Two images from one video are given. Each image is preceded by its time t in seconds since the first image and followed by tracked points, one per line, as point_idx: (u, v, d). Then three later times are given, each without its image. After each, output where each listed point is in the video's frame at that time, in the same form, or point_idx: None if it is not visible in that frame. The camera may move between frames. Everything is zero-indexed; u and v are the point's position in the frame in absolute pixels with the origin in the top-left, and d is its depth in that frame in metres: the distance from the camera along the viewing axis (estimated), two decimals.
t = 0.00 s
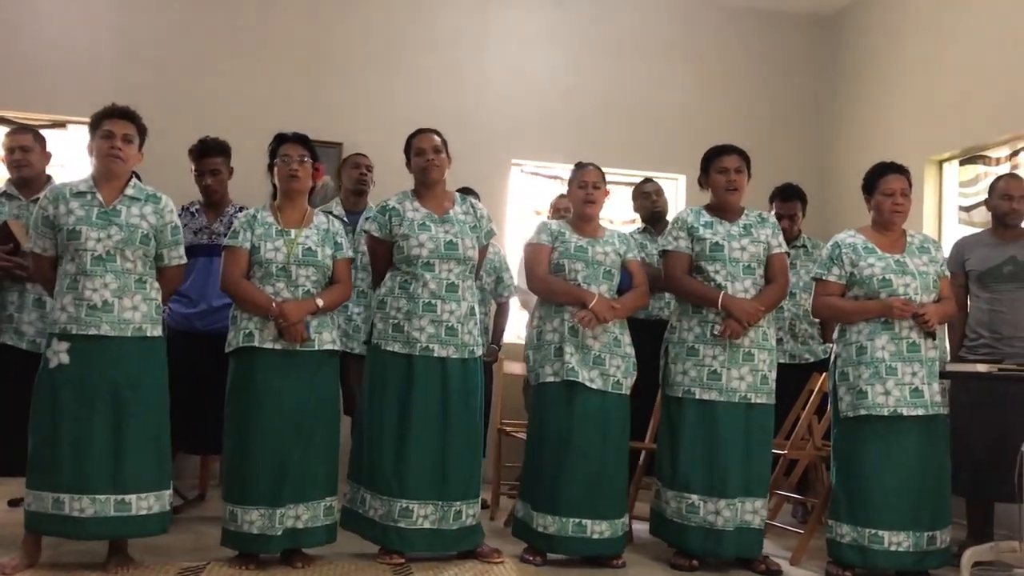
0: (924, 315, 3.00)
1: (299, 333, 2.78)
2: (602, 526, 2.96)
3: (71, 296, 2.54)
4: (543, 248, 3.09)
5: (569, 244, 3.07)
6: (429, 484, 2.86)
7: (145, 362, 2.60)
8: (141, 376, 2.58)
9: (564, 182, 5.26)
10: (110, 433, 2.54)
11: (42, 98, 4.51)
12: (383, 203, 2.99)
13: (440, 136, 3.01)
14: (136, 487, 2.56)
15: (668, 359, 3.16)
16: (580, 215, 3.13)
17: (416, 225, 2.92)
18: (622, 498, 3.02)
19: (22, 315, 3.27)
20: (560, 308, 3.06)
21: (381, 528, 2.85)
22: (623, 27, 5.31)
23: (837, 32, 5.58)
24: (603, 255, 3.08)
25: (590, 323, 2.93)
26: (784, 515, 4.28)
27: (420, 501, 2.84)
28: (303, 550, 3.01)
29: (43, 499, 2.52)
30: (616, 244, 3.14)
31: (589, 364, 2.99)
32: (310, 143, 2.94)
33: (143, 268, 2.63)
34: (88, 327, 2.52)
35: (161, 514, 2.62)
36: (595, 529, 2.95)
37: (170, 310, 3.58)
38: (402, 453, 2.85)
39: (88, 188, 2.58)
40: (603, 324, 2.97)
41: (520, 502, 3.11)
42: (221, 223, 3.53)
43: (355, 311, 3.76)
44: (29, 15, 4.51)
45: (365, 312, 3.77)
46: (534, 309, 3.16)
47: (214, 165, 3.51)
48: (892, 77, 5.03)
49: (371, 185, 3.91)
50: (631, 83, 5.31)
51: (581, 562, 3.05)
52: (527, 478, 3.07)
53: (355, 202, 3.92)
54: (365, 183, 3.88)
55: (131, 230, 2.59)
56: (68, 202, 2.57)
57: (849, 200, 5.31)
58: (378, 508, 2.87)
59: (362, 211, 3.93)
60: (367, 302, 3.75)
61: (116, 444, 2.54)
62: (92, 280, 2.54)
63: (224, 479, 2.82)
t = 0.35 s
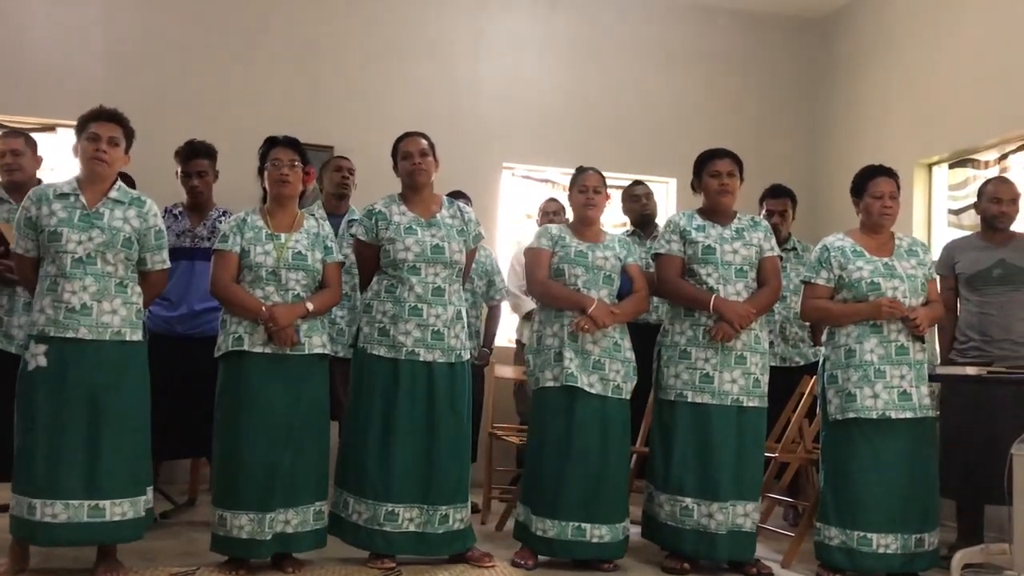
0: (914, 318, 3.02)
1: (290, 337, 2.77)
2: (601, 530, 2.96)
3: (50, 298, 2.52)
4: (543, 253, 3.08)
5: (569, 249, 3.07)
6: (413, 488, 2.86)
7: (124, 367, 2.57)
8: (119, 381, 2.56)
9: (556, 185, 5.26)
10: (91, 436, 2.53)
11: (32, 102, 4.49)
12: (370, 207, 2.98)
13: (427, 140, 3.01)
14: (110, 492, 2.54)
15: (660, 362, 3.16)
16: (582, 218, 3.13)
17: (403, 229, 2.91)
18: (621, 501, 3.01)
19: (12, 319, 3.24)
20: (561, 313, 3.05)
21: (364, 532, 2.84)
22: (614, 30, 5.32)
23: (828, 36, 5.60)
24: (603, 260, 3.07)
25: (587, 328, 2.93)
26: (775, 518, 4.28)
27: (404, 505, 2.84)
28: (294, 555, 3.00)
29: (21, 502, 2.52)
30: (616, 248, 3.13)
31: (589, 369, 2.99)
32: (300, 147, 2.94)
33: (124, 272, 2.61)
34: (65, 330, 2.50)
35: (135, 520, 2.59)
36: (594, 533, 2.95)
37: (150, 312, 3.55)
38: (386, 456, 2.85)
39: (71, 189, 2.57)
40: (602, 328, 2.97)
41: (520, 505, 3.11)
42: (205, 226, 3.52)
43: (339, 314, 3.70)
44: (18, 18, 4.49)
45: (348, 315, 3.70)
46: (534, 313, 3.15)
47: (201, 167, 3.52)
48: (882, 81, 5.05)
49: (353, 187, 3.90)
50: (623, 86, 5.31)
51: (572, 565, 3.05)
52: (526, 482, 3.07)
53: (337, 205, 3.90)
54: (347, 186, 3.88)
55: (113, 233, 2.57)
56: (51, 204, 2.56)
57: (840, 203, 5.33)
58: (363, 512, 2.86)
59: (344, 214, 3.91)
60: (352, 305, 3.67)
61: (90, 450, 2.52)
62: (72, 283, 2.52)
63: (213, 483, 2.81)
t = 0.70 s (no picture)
0: (904, 317, 3.02)
1: (279, 337, 2.76)
2: (599, 531, 2.96)
3: (25, 298, 2.51)
4: (541, 253, 3.08)
5: (566, 250, 3.07)
6: (402, 488, 2.86)
7: (100, 370, 2.57)
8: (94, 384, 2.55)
9: (546, 186, 5.26)
10: (70, 439, 2.52)
11: (19, 103, 4.47)
12: (360, 207, 2.98)
13: (417, 140, 3.01)
14: (80, 496, 2.52)
15: (651, 362, 3.16)
16: (578, 218, 3.13)
17: (392, 229, 2.91)
18: (619, 503, 3.00)
19: None
20: (557, 314, 3.04)
21: (355, 534, 2.83)
22: (604, 30, 5.33)
23: (817, 36, 5.61)
24: (600, 261, 3.07)
25: (586, 328, 2.93)
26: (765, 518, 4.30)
27: (394, 505, 2.84)
28: (285, 557, 2.99)
29: None
30: (613, 250, 3.12)
31: (586, 370, 2.99)
32: (290, 148, 2.93)
33: (101, 274, 2.60)
34: (39, 331, 2.49)
35: (107, 523, 2.58)
36: (591, 534, 2.95)
37: (129, 314, 3.53)
38: (376, 457, 2.85)
39: (50, 189, 2.56)
40: (600, 329, 2.96)
41: (516, 506, 3.11)
42: (186, 228, 3.52)
43: (325, 316, 3.72)
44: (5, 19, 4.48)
45: (336, 317, 3.72)
46: (530, 314, 3.15)
47: (183, 164, 3.47)
48: (871, 80, 5.07)
49: (337, 188, 3.88)
50: (613, 86, 5.32)
51: (564, 565, 3.05)
52: (523, 483, 3.07)
53: (322, 205, 3.89)
54: (331, 186, 3.86)
55: (90, 233, 2.56)
56: (29, 204, 2.55)
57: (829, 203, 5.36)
58: (353, 514, 2.85)
59: (329, 214, 3.90)
60: (338, 307, 3.71)
61: (63, 453, 2.51)
62: (46, 284, 2.50)
63: (202, 485, 2.80)
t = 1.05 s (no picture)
0: (897, 313, 3.04)
1: (270, 338, 2.75)
2: (592, 529, 2.96)
3: (2, 299, 2.49)
4: (535, 253, 3.07)
5: (561, 249, 3.07)
6: (400, 488, 2.85)
7: (79, 370, 2.56)
8: (72, 385, 2.54)
9: (537, 185, 5.27)
10: (49, 440, 2.51)
11: (6, 104, 4.45)
12: (353, 207, 2.97)
13: (410, 140, 3.00)
14: (56, 498, 2.51)
15: (641, 360, 3.17)
16: (572, 218, 3.13)
17: (387, 229, 2.90)
18: (611, 503, 3.00)
19: None
20: (550, 313, 3.04)
21: (352, 534, 2.83)
22: (593, 29, 5.33)
23: (807, 34, 5.63)
24: (595, 261, 3.06)
25: (581, 328, 2.94)
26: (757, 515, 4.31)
27: (391, 506, 2.84)
28: (277, 558, 2.98)
29: None
30: (607, 249, 3.12)
31: (580, 369, 2.98)
32: (280, 148, 2.92)
33: (80, 275, 2.58)
34: (15, 332, 2.47)
35: (83, 527, 2.56)
36: (585, 532, 2.95)
37: (112, 315, 3.53)
38: (372, 457, 2.84)
39: (29, 190, 2.54)
40: (593, 329, 2.96)
41: (508, 505, 3.11)
42: (168, 228, 3.53)
43: (315, 317, 3.72)
44: None
45: (325, 317, 3.71)
46: (524, 313, 3.15)
47: (164, 165, 3.48)
48: (859, 78, 5.09)
49: (328, 188, 3.91)
50: (604, 85, 5.32)
51: (557, 564, 3.05)
52: (515, 481, 3.07)
53: (312, 205, 3.91)
54: (322, 187, 3.88)
55: (68, 234, 2.54)
56: (8, 204, 2.53)
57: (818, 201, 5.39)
58: (349, 514, 2.84)
59: (320, 214, 3.92)
60: (327, 308, 3.71)
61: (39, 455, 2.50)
62: (24, 285, 2.49)
63: (194, 486, 2.79)
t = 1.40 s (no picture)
0: (886, 314, 3.04)
1: (261, 339, 2.74)
2: (584, 529, 2.96)
3: None
4: (526, 252, 3.07)
5: (553, 249, 3.07)
6: (397, 489, 2.85)
7: (59, 373, 2.55)
8: (52, 388, 2.54)
9: (529, 184, 5.28)
10: (29, 443, 2.50)
11: None
12: (348, 208, 2.96)
13: (405, 140, 3.00)
14: (33, 502, 2.50)
15: (630, 359, 3.17)
16: (563, 217, 3.13)
17: (382, 229, 2.90)
18: (602, 502, 3.01)
19: None
20: (541, 313, 3.04)
21: (350, 535, 2.83)
22: (584, 29, 5.34)
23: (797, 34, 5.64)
24: (586, 261, 3.07)
25: (572, 329, 2.94)
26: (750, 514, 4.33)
27: (389, 508, 2.83)
28: (269, 559, 2.98)
29: None
30: (598, 249, 3.13)
31: (571, 369, 2.99)
32: (271, 149, 2.91)
33: (60, 277, 2.58)
34: None
35: (61, 530, 2.55)
36: (577, 532, 2.95)
37: (102, 318, 3.52)
38: (370, 458, 2.84)
39: (10, 191, 2.53)
40: (584, 329, 2.97)
41: (500, 505, 3.11)
42: (153, 228, 3.54)
43: (309, 316, 3.61)
44: None
45: (320, 317, 3.63)
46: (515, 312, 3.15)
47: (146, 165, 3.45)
48: (849, 78, 5.11)
49: (322, 192, 3.87)
50: (595, 85, 5.33)
51: (550, 563, 3.06)
52: (507, 480, 3.08)
53: (306, 207, 3.84)
54: (316, 190, 3.84)
55: (49, 237, 2.54)
56: None
57: (808, 200, 5.41)
58: (348, 515, 2.85)
59: (315, 216, 3.86)
60: (322, 308, 3.61)
61: (18, 457, 2.49)
62: (3, 287, 2.48)
63: (186, 487, 2.78)
